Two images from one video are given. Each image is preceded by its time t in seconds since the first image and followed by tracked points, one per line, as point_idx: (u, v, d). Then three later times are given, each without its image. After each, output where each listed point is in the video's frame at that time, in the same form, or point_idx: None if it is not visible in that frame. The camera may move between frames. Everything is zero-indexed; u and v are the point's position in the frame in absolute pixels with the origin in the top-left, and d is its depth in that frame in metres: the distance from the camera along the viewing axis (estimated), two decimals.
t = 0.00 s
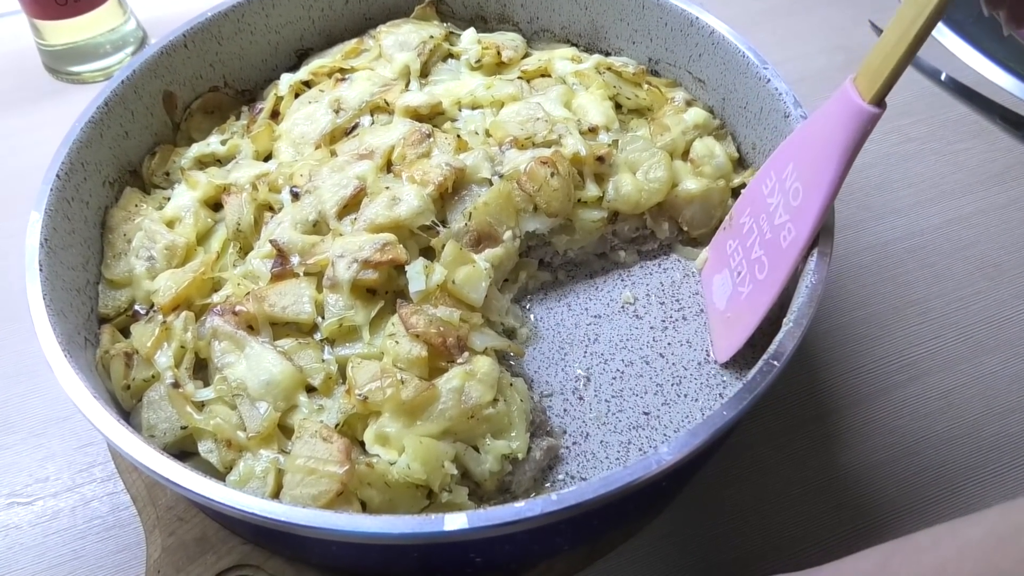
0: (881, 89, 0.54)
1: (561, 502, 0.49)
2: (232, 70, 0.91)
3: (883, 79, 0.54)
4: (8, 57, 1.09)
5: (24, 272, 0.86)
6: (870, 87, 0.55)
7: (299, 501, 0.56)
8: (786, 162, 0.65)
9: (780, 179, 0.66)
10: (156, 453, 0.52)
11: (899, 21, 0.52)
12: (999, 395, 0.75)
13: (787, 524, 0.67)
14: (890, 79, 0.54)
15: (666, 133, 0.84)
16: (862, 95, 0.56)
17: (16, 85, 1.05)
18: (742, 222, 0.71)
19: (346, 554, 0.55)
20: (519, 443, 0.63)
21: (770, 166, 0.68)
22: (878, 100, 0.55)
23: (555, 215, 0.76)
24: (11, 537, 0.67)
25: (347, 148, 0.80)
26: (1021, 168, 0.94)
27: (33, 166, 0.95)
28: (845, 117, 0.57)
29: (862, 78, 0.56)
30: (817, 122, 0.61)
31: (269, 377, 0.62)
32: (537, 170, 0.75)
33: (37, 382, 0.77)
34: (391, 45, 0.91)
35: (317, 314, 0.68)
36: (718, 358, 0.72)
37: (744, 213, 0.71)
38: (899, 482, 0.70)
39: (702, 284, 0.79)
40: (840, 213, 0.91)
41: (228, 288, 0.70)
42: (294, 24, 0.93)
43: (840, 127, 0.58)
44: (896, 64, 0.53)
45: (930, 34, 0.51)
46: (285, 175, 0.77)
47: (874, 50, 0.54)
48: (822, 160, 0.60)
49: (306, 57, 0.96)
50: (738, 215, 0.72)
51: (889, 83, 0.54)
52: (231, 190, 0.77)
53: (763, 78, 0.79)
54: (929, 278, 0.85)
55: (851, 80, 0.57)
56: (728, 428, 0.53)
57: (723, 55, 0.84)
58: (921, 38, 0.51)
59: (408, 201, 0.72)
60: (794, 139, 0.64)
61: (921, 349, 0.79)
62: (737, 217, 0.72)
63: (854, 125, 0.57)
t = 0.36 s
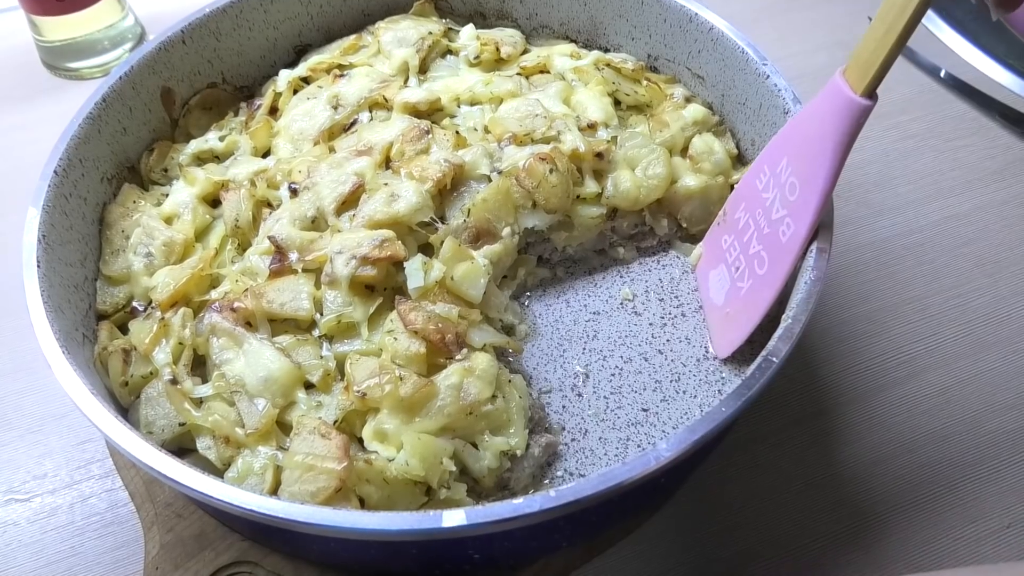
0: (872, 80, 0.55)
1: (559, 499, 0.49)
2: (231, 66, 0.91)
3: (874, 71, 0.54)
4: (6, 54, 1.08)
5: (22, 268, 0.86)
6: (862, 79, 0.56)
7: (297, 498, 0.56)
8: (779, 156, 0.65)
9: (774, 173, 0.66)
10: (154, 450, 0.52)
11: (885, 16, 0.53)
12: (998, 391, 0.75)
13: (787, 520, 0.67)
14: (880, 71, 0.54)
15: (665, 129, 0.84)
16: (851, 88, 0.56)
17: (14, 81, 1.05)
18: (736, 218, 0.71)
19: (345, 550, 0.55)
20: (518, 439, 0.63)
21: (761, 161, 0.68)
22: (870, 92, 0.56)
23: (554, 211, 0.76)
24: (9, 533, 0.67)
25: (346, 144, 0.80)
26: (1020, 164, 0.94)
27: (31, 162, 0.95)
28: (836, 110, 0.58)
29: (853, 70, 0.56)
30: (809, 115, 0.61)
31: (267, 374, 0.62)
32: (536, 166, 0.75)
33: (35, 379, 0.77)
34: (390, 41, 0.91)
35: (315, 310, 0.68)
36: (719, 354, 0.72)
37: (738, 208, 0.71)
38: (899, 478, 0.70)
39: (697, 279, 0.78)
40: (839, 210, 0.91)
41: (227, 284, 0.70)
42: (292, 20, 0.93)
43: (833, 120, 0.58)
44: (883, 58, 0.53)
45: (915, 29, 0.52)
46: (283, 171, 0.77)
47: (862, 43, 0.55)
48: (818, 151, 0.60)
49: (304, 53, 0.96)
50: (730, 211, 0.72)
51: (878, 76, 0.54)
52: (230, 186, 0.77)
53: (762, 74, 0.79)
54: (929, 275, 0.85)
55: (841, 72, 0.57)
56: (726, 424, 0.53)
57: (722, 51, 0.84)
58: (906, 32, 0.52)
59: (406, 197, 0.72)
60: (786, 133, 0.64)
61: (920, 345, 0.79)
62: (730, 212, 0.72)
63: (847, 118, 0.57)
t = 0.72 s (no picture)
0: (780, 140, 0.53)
1: (557, 493, 0.49)
2: (229, 61, 0.91)
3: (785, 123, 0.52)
4: (4, 47, 1.08)
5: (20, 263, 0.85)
6: (771, 128, 0.53)
7: (295, 492, 0.56)
8: (648, 256, 0.64)
9: (641, 267, 0.65)
10: (152, 444, 0.52)
11: (802, 66, 0.51)
12: (995, 387, 0.75)
13: (783, 515, 0.67)
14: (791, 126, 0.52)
15: (664, 124, 0.84)
16: (748, 156, 0.55)
17: (11, 76, 1.04)
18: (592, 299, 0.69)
19: (343, 544, 0.55)
20: (515, 434, 0.63)
21: (628, 252, 0.67)
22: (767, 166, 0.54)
23: (552, 207, 0.76)
24: (7, 527, 0.67)
25: (344, 139, 0.80)
26: (1018, 161, 0.94)
27: (29, 157, 0.95)
28: (705, 223, 0.59)
29: (722, 180, 0.58)
30: (671, 224, 0.62)
31: (265, 368, 0.62)
32: (535, 162, 0.75)
33: (33, 373, 0.77)
34: (388, 36, 0.91)
35: (314, 305, 0.68)
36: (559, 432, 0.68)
37: (597, 290, 0.69)
38: (895, 473, 0.70)
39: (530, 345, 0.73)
40: (837, 206, 0.91)
41: (225, 280, 0.70)
42: (291, 15, 0.93)
43: (700, 230, 0.59)
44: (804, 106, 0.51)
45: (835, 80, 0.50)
46: (281, 166, 0.77)
47: (777, 93, 0.53)
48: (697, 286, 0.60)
49: (303, 48, 0.96)
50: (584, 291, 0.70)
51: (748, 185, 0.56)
52: (228, 181, 0.77)
53: (761, 70, 0.79)
54: (927, 271, 0.85)
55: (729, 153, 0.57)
56: (724, 418, 0.53)
57: (721, 46, 0.84)
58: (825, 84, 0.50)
59: (404, 192, 0.72)
60: (648, 231, 0.64)
61: (918, 341, 0.79)
62: (585, 292, 0.70)
63: (715, 226, 0.59)
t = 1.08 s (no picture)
0: (826, 23, 0.54)
1: (555, 488, 0.49)
2: (230, 61, 0.91)
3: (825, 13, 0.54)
4: (5, 47, 1.08)
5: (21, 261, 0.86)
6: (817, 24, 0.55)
7: (295, 488, 0.57)
8: (756, 123, 0.64)
9: (753, 141, 0.64)
10: (152, 439, 0.52)
11: None
12: (992, 386, 0.76)
13: (781, 514, 0.67)
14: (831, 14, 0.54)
15: (663, 123, 0.84)
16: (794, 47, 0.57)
17: (13, 75, 1.05)
18: (728, 200, 0.69)
19: (342, 540, 0.55)
20: (514, 431, 0.64)
21: (737, 134, 0.66)
22: (828, 32, 0.55)
23: (551, 205, 0.77)
24: (8, 524, 0.67)
25: (344, 138, 0.80)
26: (1016, 161, 0.94)
27: (30, 156, 0.95)
28: (797, 58, 0.57)
29: (805, 14, 0.56)
30: (769, 82, 0.60)
31: (265, 365, 0.63)
32: (534, 160, 0.76)
33: (34, 371, 0.78)
34: (388, 36, 0.91)
35: (313, 303, 0.68)
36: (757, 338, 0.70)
37: (728, 190, 0.69)
38: (893, 471, 0.70)
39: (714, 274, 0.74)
40: (836, 205, 0.92)
41: (225, 277, 0.70)
42: (292, 15, 0.93)
43: (798, 71, 0.57)
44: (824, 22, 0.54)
45: None
46: (282, 164, 0.78)
47: None
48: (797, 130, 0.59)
49: (304, 49, 0.96)
50: (721, 195, 0.70)
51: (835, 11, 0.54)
52: (229, 180, 0.77)
53: (760, 68, 0.79)
54: (926, 270, 0.85)
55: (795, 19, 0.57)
56: (722, 415, 0.53)
57: (719, 45, 0.84)
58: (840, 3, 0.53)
59: (404, 190, 0.72)
60: (752, 100, 0.63)
61: (916, 340, 0.79)
62: (719, 197, 0.70)
63: (812, 61, 0.56)
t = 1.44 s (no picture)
0: (848, 149, 0.56)
1: (556, 493, 0.50)
2: (231, 62, 0.91)
3: (849, 140, 0.55)
4: (5, 47, 1.08)
5: (21, 262, 0.86)
6: (838, 147, 0.56)
7: (296, 491, 0.57)
8: (753, 215, 0.64)
9: (744, 231, 0.65)
10: (154, 443, 0.53)
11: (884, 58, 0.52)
12: (990, 389, 0.76)
13: (780, 516, 0.67)
14: (856, 140, 0.55)
15: (662, 127, 0.84)
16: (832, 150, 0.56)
17: (12, 76, 1.05)
18: (696, 265, 0.69)
19: (343, 544, 0.56)
20: (514, 434, 0.64)
21: (734, 216, 0.67)
22: (845, 160, 0.56)
23: (551, 208, 0.77)
24: (9, 526, 0.67)
25: (345, 140, 0.80)
26: (1014, 163, 0.95)
27: (30, 157, 0.95)
28: (809, 177, 0.58)
29: (829, 137, 0.57)
30: (778, 183, 0.61)
31: (266, 368, 0.63)
32: (534, 164, 0.76)
33: (33, 372, 0.78)
34: (389, 38, 0.91)
35: (314, 306, 0.68)
36: (650, 398, 0.69)
37: (700, 255, 0.69)
38: (891, 474, 0.70)
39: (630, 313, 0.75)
40: (835, 207, 0.92)
41: (226, 279, 0.70)
42: (292, 16, 0.93)
43: (806, 185, 0.59)
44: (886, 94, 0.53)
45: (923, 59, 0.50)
46: (283, 167, 0.78)
47: (841, 108, 0.56)
48: (788, 233, 0.60)
49: (304, 50, 0.96)
50: (690, 259, 0.70)
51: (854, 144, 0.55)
52: (230, 182, 0.78)
53: (759, 73, 0.80)
54: (924, 273, 0.85)
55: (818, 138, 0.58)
56: (722, 419, 0.53)
57: (719, 49, 0.85)
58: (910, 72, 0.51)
59: (405, 194, 0.72)
60: (757, 194, 0.64)
61: (914, 343, 0.80)
62: (691, 258, 0.71)
63: (821, 184, 0.58)
